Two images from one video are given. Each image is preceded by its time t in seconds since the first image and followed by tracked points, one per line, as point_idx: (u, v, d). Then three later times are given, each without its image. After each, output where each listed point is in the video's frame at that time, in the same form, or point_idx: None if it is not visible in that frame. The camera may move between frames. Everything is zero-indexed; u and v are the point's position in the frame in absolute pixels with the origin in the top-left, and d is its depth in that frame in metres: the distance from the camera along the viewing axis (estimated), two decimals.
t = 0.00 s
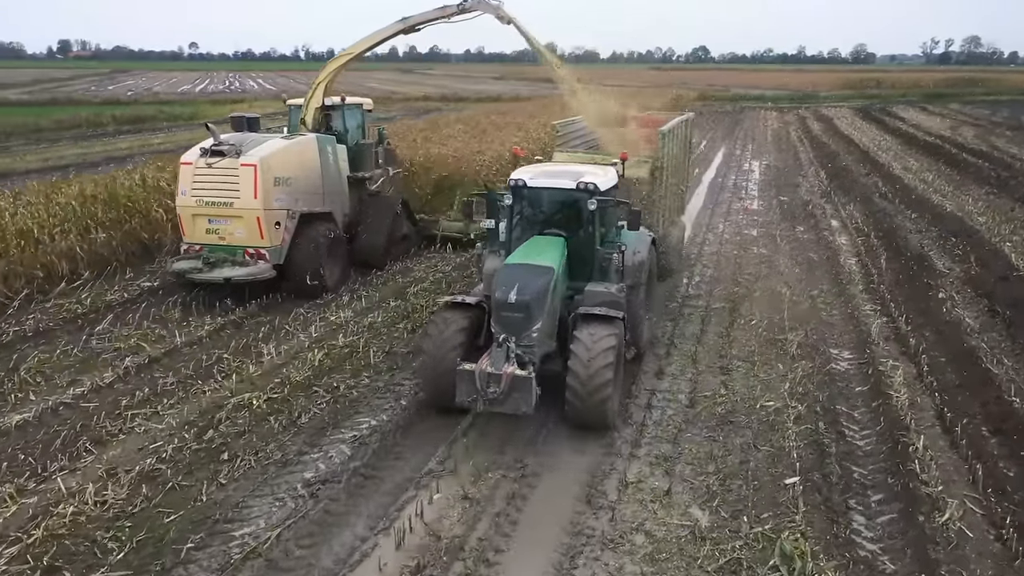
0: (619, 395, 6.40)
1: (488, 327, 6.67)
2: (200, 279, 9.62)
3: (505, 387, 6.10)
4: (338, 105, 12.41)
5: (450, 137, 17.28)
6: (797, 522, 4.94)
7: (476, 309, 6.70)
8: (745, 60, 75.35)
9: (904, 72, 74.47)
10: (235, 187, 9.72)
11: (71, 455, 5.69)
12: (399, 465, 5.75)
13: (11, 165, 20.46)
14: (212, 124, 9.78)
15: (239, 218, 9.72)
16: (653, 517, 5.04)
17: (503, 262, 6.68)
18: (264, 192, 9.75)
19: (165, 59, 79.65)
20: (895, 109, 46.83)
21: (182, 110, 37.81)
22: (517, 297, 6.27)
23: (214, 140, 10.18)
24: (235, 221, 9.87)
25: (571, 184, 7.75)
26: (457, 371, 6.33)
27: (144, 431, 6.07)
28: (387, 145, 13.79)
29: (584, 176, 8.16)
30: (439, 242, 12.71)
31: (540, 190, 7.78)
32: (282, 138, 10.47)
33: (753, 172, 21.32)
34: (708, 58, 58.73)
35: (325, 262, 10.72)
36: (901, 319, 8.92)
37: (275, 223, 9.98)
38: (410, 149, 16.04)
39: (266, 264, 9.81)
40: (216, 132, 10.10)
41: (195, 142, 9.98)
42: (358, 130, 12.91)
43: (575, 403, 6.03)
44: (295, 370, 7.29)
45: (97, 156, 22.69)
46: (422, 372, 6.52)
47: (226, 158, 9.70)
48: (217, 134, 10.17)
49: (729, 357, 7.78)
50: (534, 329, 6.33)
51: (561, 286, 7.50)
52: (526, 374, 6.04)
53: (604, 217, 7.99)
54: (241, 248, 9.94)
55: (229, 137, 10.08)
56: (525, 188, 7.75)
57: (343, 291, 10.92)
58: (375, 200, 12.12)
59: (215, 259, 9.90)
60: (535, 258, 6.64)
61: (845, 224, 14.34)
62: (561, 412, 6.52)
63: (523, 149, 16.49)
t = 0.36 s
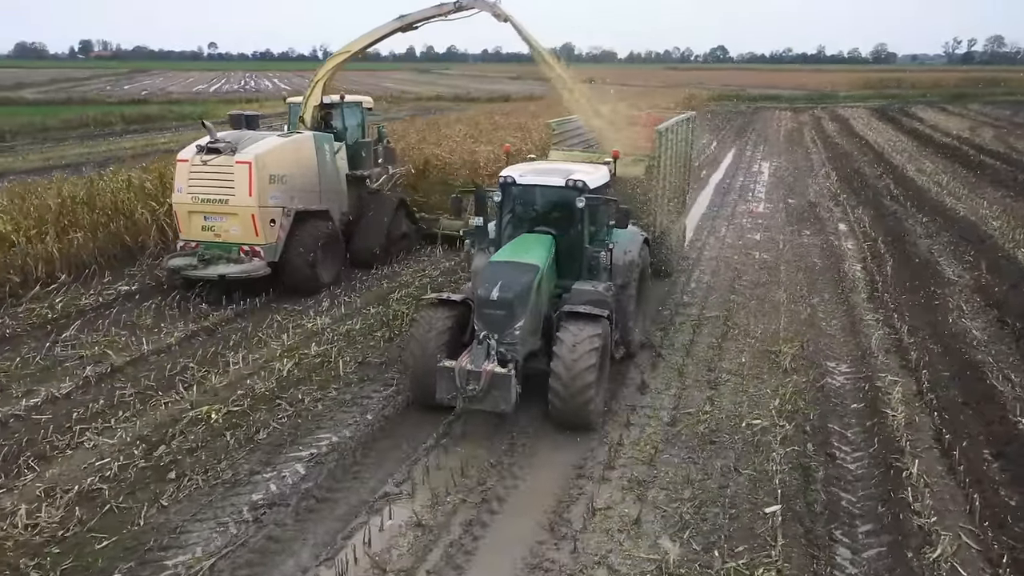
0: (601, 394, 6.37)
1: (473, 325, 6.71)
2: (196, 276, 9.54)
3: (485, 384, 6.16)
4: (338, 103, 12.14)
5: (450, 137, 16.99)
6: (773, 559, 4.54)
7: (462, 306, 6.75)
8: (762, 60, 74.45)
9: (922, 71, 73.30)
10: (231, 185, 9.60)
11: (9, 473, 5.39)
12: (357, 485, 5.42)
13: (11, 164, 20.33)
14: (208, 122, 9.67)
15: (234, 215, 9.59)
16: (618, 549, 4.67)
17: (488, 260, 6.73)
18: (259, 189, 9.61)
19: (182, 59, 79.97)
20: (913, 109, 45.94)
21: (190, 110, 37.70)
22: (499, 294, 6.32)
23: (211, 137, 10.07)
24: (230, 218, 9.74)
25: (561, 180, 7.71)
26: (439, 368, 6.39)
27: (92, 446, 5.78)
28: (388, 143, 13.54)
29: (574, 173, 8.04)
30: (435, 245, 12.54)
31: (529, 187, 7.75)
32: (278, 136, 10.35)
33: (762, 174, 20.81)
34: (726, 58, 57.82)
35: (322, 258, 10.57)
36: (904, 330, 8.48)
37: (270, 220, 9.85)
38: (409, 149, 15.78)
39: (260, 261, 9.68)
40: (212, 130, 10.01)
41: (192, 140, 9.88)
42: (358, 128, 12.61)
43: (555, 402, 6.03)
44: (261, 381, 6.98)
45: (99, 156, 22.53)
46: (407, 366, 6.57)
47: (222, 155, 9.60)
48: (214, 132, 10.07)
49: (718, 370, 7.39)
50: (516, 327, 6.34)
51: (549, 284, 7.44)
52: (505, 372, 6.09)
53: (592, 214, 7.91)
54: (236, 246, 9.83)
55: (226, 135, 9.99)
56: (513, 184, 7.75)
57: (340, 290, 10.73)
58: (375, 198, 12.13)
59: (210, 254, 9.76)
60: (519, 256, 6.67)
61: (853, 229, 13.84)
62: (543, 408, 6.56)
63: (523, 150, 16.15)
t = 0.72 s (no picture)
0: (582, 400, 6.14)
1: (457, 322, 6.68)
2: (188, 271, 9.38)
3: (466, 381, 6.10)
4: (338, 100, 11.90)
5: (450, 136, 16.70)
6: None
7: (448, 302, 6.73)
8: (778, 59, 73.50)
9: (941, 70, 72.13)
10: (227, 181, 9.53)
11: None
12: (310, 506, 5.09)
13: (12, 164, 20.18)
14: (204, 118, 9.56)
15: (230, 211, 9.53)
16: None
17: (473, 257, 6.71)
18: (256, 185, 9.54)
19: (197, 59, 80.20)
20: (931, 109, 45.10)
21: (199, 109, 37.58)
22: (482, 291, 6.28)
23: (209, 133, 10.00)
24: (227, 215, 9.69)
25: (549, 176, 7.50)
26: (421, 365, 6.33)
27: (37, 462, 5.49)
28: (388, 141, 13.20)
29: (562, 170, 7.83)
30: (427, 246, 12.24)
31: (517, 184, 7.55)
32: (276, 132, 10.25)
33: (771, 175, 20.32)
34: (741, 58, 57.10)
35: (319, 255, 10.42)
36: (907, 341, 8.04)
37: (268, 217, 9.79)
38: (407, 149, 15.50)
39: (256, 258, 9.58)
40: (210, 126, 9.91)
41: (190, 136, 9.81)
42: (358, 127, 12.38)
43: (538, 400, 6.01)
44: (225, 392, 6.66)
45: (101, 155, 22.36)
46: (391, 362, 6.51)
47: (219, 151, 9.51)
48: (211, 128, 9.95)
49: (707, 383, 7.01)
50: (499, 323, 6.30)
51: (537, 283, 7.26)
52: (485, 370, 6.01)
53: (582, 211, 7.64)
54: (232, 242, 9.74)
55: (224, 131, 9.89)
56: (500, 181, 7.55)
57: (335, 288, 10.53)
58: (375, 196, 11.86)
59: (206, 252, 9.66)
60: (504, 254, 6.64)
61: (861, 232, 13.37)
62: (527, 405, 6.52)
63: (524, 149, 15.82)
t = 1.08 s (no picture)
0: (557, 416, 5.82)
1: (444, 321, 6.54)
2: (184, 268, 9.24)
3: (449, 380, 6.00)
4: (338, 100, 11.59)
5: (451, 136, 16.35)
6: None
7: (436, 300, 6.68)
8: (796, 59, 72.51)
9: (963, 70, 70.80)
10: (223, 179, 9.27)
11: None
12: (255, 533, 4.75)
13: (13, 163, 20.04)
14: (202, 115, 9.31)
15: (227, 210, 9.27)
16: None
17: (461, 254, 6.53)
18: (253, 183, 9.27)
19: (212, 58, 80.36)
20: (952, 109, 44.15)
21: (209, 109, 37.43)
22: (468, 290, 6.10)
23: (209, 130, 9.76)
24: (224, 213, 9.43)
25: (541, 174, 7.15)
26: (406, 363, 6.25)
27: None
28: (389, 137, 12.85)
29: (554, 167, 7.47)
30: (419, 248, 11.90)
31: (509, 183, 7.21)
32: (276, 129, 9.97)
33: (781, 178, 19.79)
34: (757, 58, 56.32)
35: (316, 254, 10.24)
36: (913, 356, 7.58)
37: (266, 215, 9.51)
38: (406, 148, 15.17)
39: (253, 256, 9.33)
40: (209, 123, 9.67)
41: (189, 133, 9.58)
42: (361, 125, 12.02)
43: (523, 401, 5.94)
44: (184, 405, 6.33)
45: (104, 155, 22.19)
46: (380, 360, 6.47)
47: (216, 149, 9.26)
48: (210, 125, 9.70)
49: (694, 399, 6.61)
50: (485, 322, 6.13)
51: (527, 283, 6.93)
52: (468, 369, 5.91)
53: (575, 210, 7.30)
54: (230, 240, 9.49)
55: (223, 128, 9.64)
56: (492, 179, 7.23)
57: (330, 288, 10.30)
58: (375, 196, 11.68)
59: (205, 250, 9.51)
60: (493, 252, 6.43)
61: (872, 238, 12.86)
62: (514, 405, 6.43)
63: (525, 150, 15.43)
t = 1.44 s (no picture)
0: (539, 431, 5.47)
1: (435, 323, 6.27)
2: (185, 267, 9.02)
3: (439, 382, 5.73)
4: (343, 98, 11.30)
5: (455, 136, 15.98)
6: None
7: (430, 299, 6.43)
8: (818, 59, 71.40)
9: (989, 69, 69.38)
10: (224, 177, 8.99)
11: None
12: (192, 569, 4.39)
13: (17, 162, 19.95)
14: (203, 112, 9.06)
15: (227, 208, 8.98)
16: None
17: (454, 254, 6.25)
18: (254, 182, 8.97)
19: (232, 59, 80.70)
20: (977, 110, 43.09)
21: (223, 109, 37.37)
22: (460, 291, 5.81)
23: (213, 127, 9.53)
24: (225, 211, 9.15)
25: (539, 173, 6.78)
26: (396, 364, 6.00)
27: None
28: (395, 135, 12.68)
29: (551, 167, 7.09)
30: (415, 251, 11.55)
31: (505, 182, 6.86)
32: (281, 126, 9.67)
33: (796, 180, 19.21)
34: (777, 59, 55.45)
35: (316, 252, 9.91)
36: (923, 373, 7.08)
37: (267, 214, 9.20)
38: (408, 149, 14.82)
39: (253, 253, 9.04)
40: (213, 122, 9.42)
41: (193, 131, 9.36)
42: (366, 122, 11.84)
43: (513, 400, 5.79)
44: (141, 422, 6.00)
45: (111, 154, 22.06)
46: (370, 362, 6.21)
47: (217, 147, 8.99)
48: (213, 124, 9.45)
49: (684, 419, 6.18)
50: (477, 323, 5.86)
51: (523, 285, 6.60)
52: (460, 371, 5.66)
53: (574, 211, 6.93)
54: (231, 239, 9.21)
55: (227, 125, 9.39)
56: (489, 177, 6.89)
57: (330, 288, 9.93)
58: (379, 196, 11.35)
59: (205, 248, 9.27)
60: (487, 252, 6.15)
61: (886, 244, 12.31)
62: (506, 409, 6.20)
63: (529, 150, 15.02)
